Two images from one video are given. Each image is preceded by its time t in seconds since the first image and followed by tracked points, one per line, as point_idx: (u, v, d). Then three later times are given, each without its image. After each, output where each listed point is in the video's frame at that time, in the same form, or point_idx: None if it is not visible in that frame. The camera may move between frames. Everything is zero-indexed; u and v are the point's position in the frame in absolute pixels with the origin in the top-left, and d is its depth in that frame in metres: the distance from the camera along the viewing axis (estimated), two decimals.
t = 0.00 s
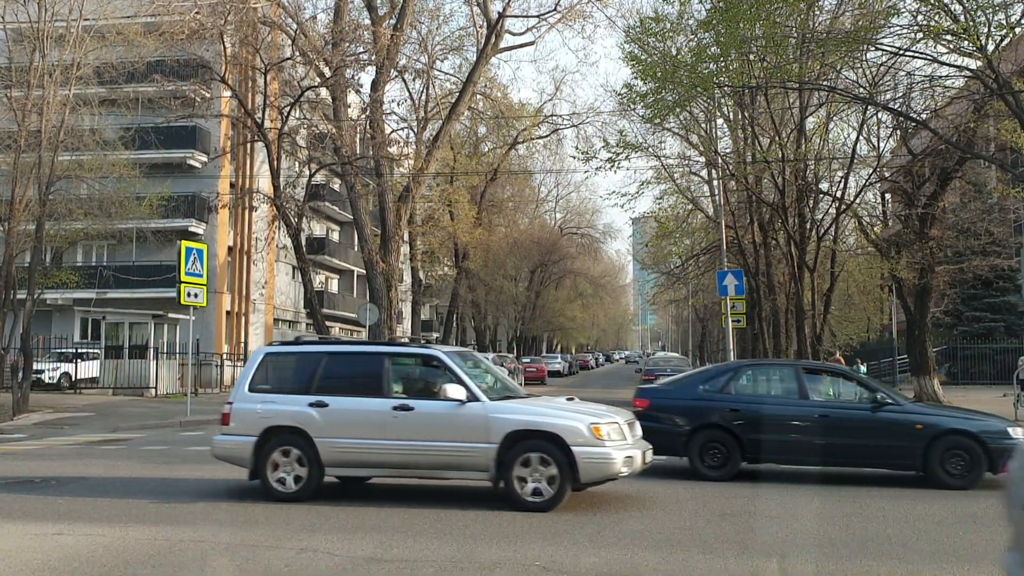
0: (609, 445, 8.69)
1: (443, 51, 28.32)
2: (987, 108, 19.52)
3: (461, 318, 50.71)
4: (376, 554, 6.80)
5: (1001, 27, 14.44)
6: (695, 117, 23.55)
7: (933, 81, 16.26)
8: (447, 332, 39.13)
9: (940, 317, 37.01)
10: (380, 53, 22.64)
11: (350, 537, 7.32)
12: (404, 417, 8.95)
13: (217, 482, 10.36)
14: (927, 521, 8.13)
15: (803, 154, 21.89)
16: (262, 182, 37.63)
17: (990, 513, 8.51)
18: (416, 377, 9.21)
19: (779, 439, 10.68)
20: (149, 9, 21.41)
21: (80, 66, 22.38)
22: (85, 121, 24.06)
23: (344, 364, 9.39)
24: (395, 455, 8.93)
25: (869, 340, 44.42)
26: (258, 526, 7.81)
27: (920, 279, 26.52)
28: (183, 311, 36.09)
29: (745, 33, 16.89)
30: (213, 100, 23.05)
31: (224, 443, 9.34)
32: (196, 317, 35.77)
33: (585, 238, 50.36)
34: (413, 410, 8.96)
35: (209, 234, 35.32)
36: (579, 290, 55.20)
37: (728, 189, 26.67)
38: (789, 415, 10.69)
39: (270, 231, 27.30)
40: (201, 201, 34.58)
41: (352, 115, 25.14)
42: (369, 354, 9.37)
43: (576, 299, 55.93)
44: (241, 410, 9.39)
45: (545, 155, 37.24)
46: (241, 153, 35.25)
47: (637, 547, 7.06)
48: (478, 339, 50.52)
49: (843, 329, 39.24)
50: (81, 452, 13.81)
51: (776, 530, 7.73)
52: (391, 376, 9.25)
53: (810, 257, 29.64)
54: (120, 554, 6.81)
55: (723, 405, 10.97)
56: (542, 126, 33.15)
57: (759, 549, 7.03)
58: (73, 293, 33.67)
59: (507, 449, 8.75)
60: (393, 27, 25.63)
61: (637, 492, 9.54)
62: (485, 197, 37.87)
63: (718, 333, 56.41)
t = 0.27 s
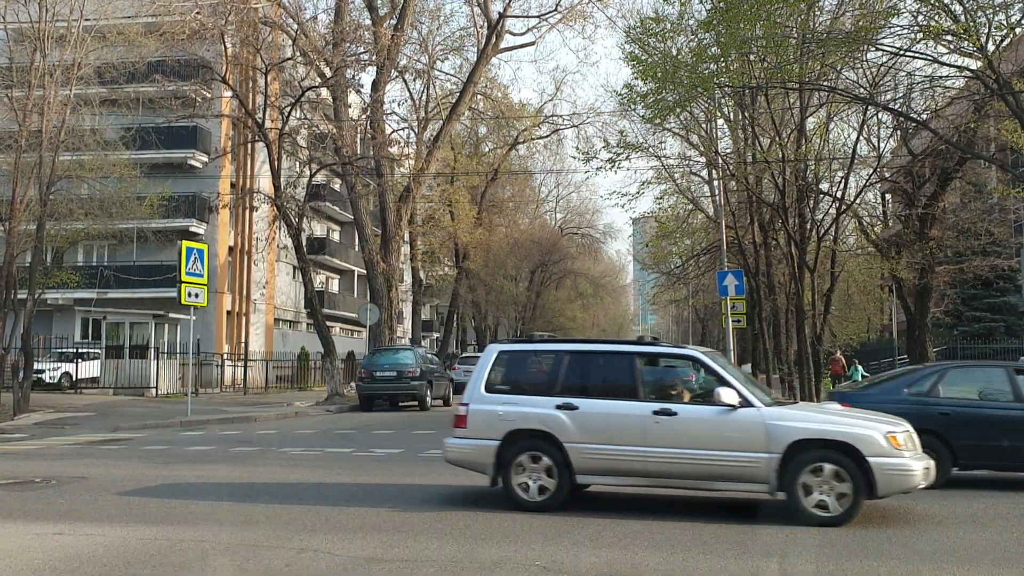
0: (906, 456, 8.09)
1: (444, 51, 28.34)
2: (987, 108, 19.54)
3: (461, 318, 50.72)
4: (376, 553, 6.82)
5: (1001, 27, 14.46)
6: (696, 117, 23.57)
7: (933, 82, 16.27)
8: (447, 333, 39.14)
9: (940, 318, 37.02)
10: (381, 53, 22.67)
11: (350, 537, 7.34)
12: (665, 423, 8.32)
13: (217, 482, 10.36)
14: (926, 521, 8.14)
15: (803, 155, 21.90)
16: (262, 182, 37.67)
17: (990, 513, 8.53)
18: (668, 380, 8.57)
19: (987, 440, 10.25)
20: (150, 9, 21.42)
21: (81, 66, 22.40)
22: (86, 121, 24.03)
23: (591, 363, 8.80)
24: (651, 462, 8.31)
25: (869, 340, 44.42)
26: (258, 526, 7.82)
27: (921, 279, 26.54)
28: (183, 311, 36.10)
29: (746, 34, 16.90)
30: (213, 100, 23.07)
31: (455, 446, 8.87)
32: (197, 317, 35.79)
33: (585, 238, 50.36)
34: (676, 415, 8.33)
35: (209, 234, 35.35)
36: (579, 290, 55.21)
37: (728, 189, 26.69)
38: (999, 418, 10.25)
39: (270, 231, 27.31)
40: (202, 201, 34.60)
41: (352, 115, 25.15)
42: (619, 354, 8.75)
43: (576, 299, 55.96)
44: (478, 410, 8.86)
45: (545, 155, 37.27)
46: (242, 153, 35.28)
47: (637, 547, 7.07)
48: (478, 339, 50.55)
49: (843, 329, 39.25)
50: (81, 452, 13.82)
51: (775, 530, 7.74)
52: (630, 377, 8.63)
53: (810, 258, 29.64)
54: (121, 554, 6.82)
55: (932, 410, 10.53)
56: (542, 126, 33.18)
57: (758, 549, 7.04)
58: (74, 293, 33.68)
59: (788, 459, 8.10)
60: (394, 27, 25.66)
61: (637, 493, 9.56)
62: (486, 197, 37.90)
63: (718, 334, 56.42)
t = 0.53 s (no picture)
0: None
1: (444, 52, 28.34)
2: (988, 108, 19.54)
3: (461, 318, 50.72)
4: (377, 553, 6.81)
5: (1002, 27, 14.47)
6: (696, 117, 23.58)
7: (933, 81, 16.27)
8: (448, 333, 39.14)
9: (940, 318, 37.01)
10: (381, 53, 22.68)
11: (350, 537, 7.34)
12: (962, 430, 7.61)
13: (217, 482, 10.36)
14: (926, 521, 8.14)
15: (803, 154, 21.90)
16: (262, 182, 37.69)
17: (990, 514, 8.53)
18: (943, 382, 7.81)
19: None
20: (150, 9, 21.42)
21: (81, 66, 22.40)
22: (86, 121, 24.03)
23: (869, 366, 7.96)
24: (942, 473, 7.59)
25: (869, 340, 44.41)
26: (258, 526, 7.82)
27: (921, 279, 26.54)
28: (183, 311, 36.10)
29: (746, 34, 16.89)
30: (213, 100, 23.08)
31: (710, 459, 8.03)
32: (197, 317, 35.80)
33: (585, 238, 50.36)
34: (858, 416, 7.77)
35: (209, 234, 35.38)
36: (579, 290, 55.21)
37: (728, 189, 26.70)
38: None
39: (270, 231, 27.32)
40: (202, 201, 34.60)
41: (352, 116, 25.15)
42: (897, 354, 7.94)
43: (576, 299, 55.96)
44: (741, 419, 7.98)
45: (546, 155, 37.27)
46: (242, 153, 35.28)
47: (637, 548, 7.07)
48: (478, 339, 50.56)
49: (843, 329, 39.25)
50: (82, 452, 13.82)
51: (775, 530, 7.74)
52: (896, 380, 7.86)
53: (810, 258, 29.65)
54: (121, 554, 6.82)
55: None
56: (542, 126, 33.19)
57: (758, 549, 7.04)
58: (74, 293, 33.67)
59: None
60: (394, 27, 25.66)
61: (637, 493, 9.56)
62: (486, 197, 37.91)
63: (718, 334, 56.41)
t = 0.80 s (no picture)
0: None
1: (443, 52, 28.34)
2: (987, 108, 19.54)
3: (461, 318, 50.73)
4: (376, 553, 6.82)
5: (1001, 27, 14.48)
6: (695, 117, 23.59)
7: (933, 82, 16.28)
8: (447, 333, 39.15)
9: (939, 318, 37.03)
10: (380, 53, 22.70)
11: (350, 537, 7.34)
12: None
13: (217, 483, 10.37)
14: (926, 521, 8.15)
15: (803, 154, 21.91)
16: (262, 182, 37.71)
17: (990, 513, 8.54)
18: None
19: None
20: (149, 10, 21.42)
21: (80, 66, 22.40)
22: (86, 122, 24.04)
23: None
24: None
25: (869, 340, 44.43)
26: (258, 526, 7.82)
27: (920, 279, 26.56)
28: (183, 312, 36.10)
29: (746, 34, 16.90)
30: (213, 100, 23.09)
31: (1012, 465, 7.70)
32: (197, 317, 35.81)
33: (585, 238, 50.33)
34: None
35: (209, 234, 35.43)
36: (579, 290, 55.22)
37: (728, 190, 26.71)
38: None
39: (270, 231, 27.33)
40: (202, 202, 34.61)
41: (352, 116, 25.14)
42: None
43: (576, 299, 55.97)
44: None
45: (545, 155, 37.28)
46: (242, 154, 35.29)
47: (637, 547, 7.08)
48: (478, 339, 50.57)
49: (843, 329, 39.27)
50: (82, 452, 13.83)
51: (775, 530, 7.75)
52: None
53: (810, 258, 29.67)
54: (121, 554, 6.82)
55: None
56: (542, 126, 33.20)
57: (758, 549, 7.06)
58: (73, 293, 33.67)
59: None
60: (394, 27, 25.66)
61: (637, 493, 9.56)
62: (485, 197, 37.93)
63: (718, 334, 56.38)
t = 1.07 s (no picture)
0: None
1: (443, 52, 28.34)
2: (987, 108, 19.53)
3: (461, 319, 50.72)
4: (376, 554, 6.81)
5: (1001, 27, 14.49)
6: (695, 117, 23.59)
7: (933, 82, 16.28)
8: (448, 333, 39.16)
9: (939, 318, 37.03)
10: (381, 53, 22.70)
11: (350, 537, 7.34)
12: None
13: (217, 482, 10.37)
14: (927, 521, 8.14)
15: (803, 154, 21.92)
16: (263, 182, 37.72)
17: (992, 514, 8.51)
18: None
19: None
20: (150, 10, 21.44)
21: (80, 66, 22.45)
22: (86, 121, 24.06)
23: None
24: None
25: (869, 340, 44.40)
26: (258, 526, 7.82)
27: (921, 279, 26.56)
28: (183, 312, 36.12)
29: (746, 34, 16.93)
30: (213, 100, 23.11)
31: None
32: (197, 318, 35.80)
33: (585, 238, 50.32)
34: None
35: (209, 234, 35.44)
36: (579, 290, 55.22)
37: (728, 190, 26.72)
38: None
39: (270, 232, 27.35)
40: (202, 202, 34.62)
41: (352, 115, 25.15)
42: None
43: (576, 299, 55.96)
44: None
45: (545, 155, 37.29)
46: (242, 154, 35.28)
47: (639, 548, 7.07)
48: (478, 339, 50.58)
49: (843, 329, 39.27)
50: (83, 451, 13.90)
51: (776, 530, 7.73)
52: None
53: (810, 258, 29.68)
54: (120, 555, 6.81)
55: None
56: (542, 126, 33.22)
57: (759, 549, 7.05)
58: (74, 293, 33.67)
59: None
60: (394, 27, 25.66)
61: (638, 493, 9.55)
62: (485, 198, 37.95)
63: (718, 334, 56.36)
